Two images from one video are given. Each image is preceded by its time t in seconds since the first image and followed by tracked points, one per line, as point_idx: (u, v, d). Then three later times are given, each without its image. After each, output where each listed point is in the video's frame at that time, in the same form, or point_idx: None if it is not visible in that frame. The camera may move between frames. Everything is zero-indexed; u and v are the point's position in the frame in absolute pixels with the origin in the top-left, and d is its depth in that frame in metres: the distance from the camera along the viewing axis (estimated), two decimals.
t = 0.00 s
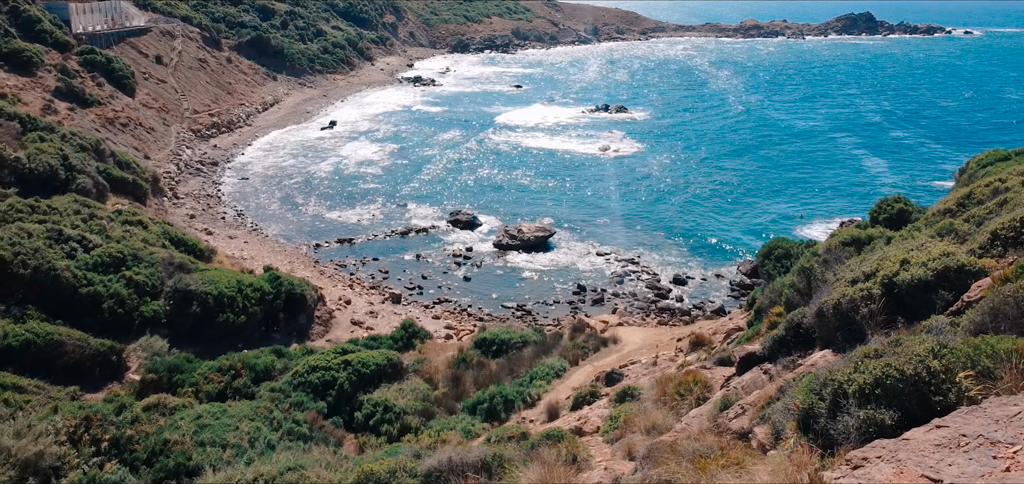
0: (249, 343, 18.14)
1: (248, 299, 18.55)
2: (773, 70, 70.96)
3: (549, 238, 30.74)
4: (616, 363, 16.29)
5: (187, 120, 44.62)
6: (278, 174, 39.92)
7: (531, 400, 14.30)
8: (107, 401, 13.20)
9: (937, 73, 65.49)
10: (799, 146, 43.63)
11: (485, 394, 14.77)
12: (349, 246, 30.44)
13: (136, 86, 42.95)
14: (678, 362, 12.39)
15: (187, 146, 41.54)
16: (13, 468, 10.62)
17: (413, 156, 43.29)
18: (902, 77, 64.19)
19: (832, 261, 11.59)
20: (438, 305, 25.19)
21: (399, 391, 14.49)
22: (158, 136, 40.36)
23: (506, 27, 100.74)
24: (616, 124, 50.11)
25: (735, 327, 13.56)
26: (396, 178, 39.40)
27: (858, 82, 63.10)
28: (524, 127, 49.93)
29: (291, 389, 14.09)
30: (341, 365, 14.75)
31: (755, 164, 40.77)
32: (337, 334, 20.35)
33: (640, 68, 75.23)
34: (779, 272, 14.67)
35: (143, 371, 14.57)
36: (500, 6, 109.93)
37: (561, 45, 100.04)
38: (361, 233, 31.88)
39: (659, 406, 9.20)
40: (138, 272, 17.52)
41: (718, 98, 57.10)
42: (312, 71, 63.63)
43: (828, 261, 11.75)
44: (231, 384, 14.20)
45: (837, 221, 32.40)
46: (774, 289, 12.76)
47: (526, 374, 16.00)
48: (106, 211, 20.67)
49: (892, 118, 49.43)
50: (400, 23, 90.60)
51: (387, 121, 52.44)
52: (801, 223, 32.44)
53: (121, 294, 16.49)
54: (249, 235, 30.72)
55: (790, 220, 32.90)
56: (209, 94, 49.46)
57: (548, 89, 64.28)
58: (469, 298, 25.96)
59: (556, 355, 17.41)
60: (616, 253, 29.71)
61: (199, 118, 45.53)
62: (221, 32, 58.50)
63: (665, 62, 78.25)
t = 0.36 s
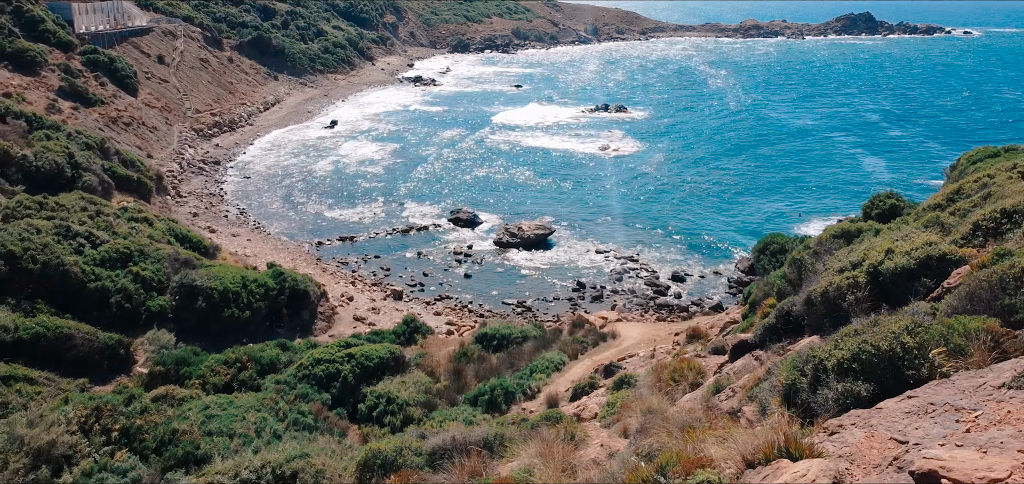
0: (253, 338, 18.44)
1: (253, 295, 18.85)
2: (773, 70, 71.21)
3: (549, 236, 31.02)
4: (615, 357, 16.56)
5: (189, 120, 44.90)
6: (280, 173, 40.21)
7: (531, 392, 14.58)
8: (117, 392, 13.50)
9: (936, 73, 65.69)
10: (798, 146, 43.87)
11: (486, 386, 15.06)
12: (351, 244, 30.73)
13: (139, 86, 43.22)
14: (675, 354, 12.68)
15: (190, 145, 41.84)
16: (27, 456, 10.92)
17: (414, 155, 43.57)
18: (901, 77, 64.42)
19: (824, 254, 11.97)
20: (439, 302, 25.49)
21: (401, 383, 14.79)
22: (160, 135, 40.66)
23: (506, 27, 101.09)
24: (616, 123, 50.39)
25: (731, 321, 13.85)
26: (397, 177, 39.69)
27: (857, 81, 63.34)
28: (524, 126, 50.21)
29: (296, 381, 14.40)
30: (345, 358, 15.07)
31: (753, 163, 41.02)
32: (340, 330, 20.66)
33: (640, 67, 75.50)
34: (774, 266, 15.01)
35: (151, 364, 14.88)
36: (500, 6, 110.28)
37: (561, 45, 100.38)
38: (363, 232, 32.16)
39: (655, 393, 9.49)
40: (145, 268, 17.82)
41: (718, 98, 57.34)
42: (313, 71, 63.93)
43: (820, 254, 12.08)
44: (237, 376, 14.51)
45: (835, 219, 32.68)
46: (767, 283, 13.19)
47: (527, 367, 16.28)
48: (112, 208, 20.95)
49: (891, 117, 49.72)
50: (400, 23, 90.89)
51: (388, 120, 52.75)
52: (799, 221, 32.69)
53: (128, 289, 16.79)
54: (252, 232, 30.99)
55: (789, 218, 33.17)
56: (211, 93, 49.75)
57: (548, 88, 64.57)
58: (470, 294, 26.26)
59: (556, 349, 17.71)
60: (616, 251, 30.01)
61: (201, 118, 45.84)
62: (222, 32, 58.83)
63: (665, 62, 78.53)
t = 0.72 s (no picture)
0: (258, 333, 18.75)
1: (258, 290, 19.17)
2: (772, 69, 71.48)
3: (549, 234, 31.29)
4: (614, 351, 16.86)
5: (191, 119, 45.19)
6: (282, 172, 40.48)
7: (532, 385, 14.83)
8: (127, 383, 13.80)
9: (935, 73, 65.96)
10: (797, 146, 44.07)
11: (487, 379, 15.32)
12: (353, 242, 31.02)
13: (142, 86, 43.48)
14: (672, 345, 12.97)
15: (192, 145, 42.13)
16: (40, 444, 11.24)
17: (415, 155, 43.86)
18: (900, 77, 64.68)
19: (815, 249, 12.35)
20: (441, 298, 25.80)
21: (404, 375, 15.09)
22: (163, 135, 40.93)
23: (506, 27, 101.35)
24: (616, 123, 50.66)
25: (728, 313, 14.12)
26: (399, 176, 39.97)
27: (857, 81, 63.62)
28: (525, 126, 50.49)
29: (301, 374, 14.72)
30: (349, 351, 15.39)
31: (753, 163, 41.23)
32: (343, 325, 20.97)
33: (640, 67, 75.75)
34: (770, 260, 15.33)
35: (159, 358, 15.17)
36: (501, 6, 110.66)
37: (561, 45, 100.64)
38: (365, 230, 32.46)
39: (651, 379, 9.80)
40: (152, 263, 18.12)
41: (718, 98, 57.56)
42: (314, 71, 64.24)
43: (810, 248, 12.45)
44: (243, 369, 14.83)
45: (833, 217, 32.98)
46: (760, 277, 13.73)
47: (527, 361, 16.57)
48: (118, 205, 21.25)
49: (890, 117, 50.01)
50: (401, 23, 91.15)
51: (389, 120, 53.07)
52: (798, 220, 32.95)
53: (135, 284, 17.07)
54: (255, 230, 31.25)
55: (787, 216, 33.44)
56: (213, 93, 50.04)
57: (548, 88, 64.90)
58: (471, 291, 26.58)
59: (556, 344, 18.00)
60: (615, 249, 30.30)
61: (203, 117, 46.14)
62: (224, 32, 59.15)
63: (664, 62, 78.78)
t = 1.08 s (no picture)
0: (263, 327, 19.12)
1: (263, 286, 19.53)
2: (772, 69, 71.80)
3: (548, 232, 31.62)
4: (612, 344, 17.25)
5: (194, 118, 45.54)
6: (284, 171, 40.82)
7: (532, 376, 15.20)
8: (137, 374, 14.18)
9: (934, 73, 66.24)
10: (795, 145, 44.35)
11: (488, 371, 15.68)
12: (355, 240, 31.37)
13: (145, 85, 43.85)
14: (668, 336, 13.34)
15: (195, 144, 42.49)
16: (55, 432, 11.63)
17: (416, 154, 44.23)
18: (899, 77, 64.97)
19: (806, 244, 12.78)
20: (442, 295, 26.17)
21: (407, 367, 15.47)
22: (166, 134, 41.29)
23: (506, 27, 101.69)
24: (615, 122, 51.01)
25: (723, 306, 14.50)
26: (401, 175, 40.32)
27: (856, 80, 63.92)
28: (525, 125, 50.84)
29: (307, 365, 15.08)
30: (354, 344, 15.75)
31: (751, 162, 41.55)
32: (346, 320, 21.36)
33: (639, 67, 76.09)
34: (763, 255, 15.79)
35: (167, 351, 15.55)
36: (501, 6, 111.08)
37: (561, 45, 101.01)
38: (367, 227, 32.84)
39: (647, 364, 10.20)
40: (159, 259, 18.52)
41: (717, 97, 57.89)
42: (315, 71, 64.61)
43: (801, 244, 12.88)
44: (250, 361, 15.22)
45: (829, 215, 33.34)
46: (754, 270, 14.65)
47: (528, 354, 16.93)
48: (125, 202, 21.64)
49: (888, 116, 50.32)
50: (402, 23, 91.50)
51: (391, 119, 53.44)
52: (795, 218, 33.26)
53: (144, 279, 17.47)
54: (258, 228, 31.60)
55: (784, 214, 33.77)
56: (215, 93, 50.39)
57: (548, 88, 65.29)
58: (472, 288, 26.95)
59: (556, 338, 18.37)
60: (614, 246, 30.65)
61: (205, 117, 46.50)
62: (226, 32, 59.53)
63: (664, 62, 79.15)
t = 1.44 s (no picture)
0: (267, 323, 19.43)
1: (267, 282, 19.83)
2: (771, 69, 72.15)
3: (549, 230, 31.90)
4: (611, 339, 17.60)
5: (196, 118, 45.81)
6: (286, 170, 41.13)
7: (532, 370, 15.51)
8: (145, 367, 14.50)
9: (933, 72, 66.48)
10: (794, 145, 44.60)
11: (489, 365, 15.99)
12: (357, 238, 31.68)
13: (147, 85, 44.15)
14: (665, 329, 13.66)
15: (197, 144, 42.79)
16: (68, 422, 11.90)
17: (417, 153, 44.56)
18: (898, 76, 65.20)
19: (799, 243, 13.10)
20: (444, 292, 26.50)
21: (409, 361, 15.79)
22: (169, 134, 41.60)
23: (507, 27, 102.00)
24: (615, 122, 51.32)
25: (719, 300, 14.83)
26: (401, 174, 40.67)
27: (855, 81, 64.16)
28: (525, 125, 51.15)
29: (311, 359, 15.42)
30: (357, 338, 16.08)
31: (751, 162, 41.81)
32: (348, 316, 21.69)
33: (639, 67, 76.41)
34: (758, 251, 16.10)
35: (174, 345, 15.87)
36: (502, 6, 111.44)
37: (561, 45, 101.34)
38: (368, 226, 33.17)
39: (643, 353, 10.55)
40: (166, 256, 18.84)
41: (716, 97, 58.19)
42: (316, 71, 64.94)
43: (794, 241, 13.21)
44: (256, 355, 15.57)
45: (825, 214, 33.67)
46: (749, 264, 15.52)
47: (528, 348, 17.25)
48: (131, 200, 21.97)
49: (886, 116, 50.60)
50: (402, 23, 91.81)
51: (391, 119, 53.75)
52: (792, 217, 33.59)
53: (150, 275, 17.80)
54: (261, 227, 31.90)
55: (782, 213, 34.09)
56: (217, 93, 50.70)
57: (547, 88, 65.65)
58: (472, 285, 27.26)
59: (555, 333, 18.68)
60: (613, 244, 30.96)
61: (208, 116, 46.82)
62: (227, 33, 59.86)
63: (663, 62, 79.47)
